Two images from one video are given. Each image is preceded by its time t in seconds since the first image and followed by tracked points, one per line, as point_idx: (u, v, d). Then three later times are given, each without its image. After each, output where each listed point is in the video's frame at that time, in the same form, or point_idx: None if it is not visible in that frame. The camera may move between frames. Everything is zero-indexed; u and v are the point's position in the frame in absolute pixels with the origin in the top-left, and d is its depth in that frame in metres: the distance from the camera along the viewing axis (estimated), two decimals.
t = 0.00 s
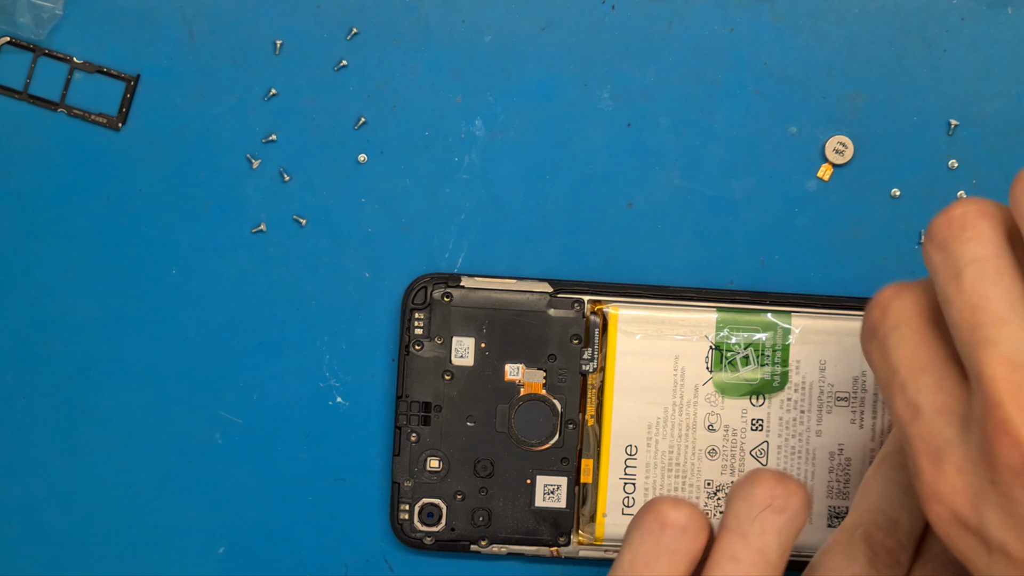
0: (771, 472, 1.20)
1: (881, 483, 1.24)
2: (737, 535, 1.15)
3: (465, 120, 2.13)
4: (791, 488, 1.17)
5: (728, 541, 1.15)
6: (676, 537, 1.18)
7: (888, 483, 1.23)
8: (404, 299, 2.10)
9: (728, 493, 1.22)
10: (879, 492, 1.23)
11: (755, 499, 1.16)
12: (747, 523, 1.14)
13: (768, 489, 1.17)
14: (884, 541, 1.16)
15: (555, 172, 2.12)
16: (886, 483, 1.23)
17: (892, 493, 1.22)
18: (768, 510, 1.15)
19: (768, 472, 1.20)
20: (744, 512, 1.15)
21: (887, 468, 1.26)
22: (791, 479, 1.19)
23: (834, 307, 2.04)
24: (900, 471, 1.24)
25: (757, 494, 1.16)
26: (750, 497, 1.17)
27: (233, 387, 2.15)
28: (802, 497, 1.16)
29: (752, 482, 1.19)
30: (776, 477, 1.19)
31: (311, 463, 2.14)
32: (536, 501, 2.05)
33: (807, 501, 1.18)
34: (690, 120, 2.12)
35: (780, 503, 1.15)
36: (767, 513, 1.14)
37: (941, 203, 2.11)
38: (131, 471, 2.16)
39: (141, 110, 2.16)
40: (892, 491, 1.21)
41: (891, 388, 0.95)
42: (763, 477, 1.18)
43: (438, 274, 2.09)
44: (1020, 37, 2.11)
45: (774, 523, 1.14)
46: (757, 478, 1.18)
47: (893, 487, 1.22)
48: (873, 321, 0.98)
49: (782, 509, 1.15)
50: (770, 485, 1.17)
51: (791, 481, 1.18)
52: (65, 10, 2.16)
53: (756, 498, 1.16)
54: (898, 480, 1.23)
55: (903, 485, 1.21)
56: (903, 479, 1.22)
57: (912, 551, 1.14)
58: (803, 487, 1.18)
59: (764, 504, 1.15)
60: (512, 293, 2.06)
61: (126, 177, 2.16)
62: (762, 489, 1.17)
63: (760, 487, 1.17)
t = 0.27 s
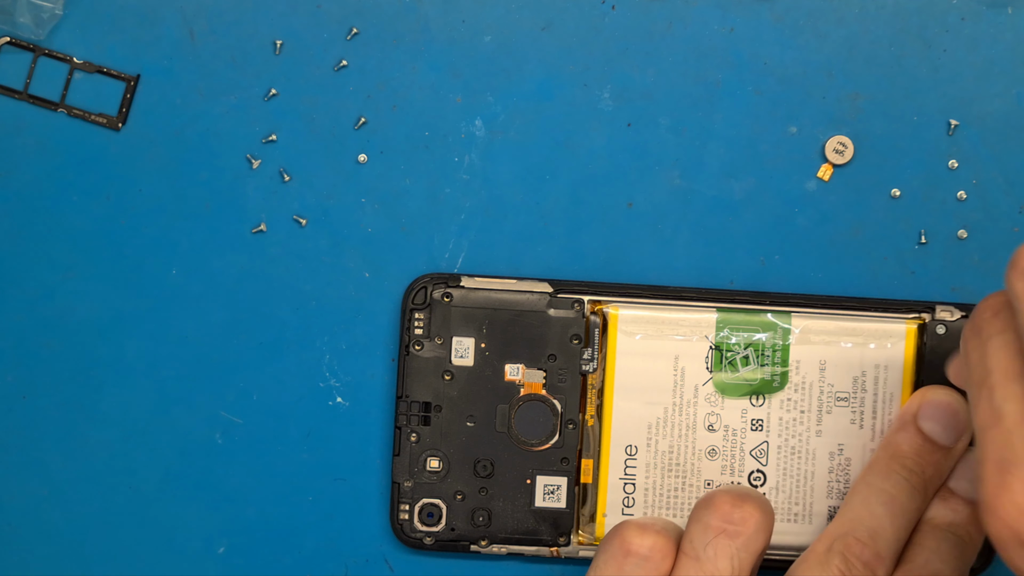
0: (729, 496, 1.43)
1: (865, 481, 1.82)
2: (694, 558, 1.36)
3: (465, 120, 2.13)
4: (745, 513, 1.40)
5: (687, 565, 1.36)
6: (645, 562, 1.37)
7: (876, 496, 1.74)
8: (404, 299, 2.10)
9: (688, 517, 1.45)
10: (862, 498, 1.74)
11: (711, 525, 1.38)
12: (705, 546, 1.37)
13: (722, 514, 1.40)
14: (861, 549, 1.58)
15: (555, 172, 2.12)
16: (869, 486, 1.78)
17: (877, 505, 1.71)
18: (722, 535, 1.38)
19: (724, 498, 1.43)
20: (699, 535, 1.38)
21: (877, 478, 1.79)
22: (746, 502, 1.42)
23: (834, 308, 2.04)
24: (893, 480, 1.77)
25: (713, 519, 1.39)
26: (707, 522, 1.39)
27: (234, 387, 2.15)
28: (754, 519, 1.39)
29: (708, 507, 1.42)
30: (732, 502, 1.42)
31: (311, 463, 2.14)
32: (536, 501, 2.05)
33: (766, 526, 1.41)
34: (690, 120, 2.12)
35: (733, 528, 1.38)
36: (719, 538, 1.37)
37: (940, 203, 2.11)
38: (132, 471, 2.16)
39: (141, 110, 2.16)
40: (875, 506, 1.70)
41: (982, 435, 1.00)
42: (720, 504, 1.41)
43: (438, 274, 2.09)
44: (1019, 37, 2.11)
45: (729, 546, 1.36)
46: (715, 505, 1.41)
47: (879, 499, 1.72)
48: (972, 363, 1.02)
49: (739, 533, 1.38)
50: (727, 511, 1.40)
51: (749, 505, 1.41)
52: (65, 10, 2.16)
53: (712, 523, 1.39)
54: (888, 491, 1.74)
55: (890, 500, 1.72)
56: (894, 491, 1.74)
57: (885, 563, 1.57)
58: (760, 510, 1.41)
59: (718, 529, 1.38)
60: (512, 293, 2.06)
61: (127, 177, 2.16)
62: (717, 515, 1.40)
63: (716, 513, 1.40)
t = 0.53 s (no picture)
0: (731, 498, 1.57)
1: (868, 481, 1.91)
2: (697, 561, 1.52)
3: (466, 120, 2.13)
4: (749, 514, 1.54)
5: (692, 567, 1.52)
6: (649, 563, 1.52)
7: (879, 496, 1.85)
8: (404, 299, 2.10)
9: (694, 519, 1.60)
10: (864, 497, 1.87)
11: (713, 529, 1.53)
12: (708, 548, 1.52)
13: (726, 517, 1.54)
14: (862, 552, 1.73)
15: (555, 172, 2.12)
16: (871, 487, 1.88)
17: (879, 505, 1.84)
18: (726, 537, 1.52)
19: (729, 499, 1.57)
20: (704, 538, 1.53)
21: (878, 478, 1.89)
22: (750, 503, 1.56)
23: (834, 307, 2.04)
24: (896, 482, 1.87)
25: (718, 524, 1.53)
26: (712, 524, 1.54)
27: (233, 388, 2.15)
28: (758, 522, 1.53)
29: (712, 510, 1.56)
30: (737, 503, 1.56)
31: (311, 463, 2.14)
32: (536, 501, 2.05)
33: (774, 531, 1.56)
34: (690, 120, 2.12)
35: (736, 530, 1.52)
36: (723, 540, 1.52)
37: (940, 203, 2.11)
38: (132, 471, 2.16)
39: (141, 110, 2.16)
40: (880, 507, 1.83)
41: (1000, 396, 1.70)
42: (724, 506, 1.56)
43: (438, 274, 2.09)
44: (1019, 37, 2.11)
45: (731, 550, 1.51)
46: (718, 507, 1.56)
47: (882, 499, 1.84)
48: (981, 327, 1.74)
49: (744, 537, 1.52)
50: (731, 514, 1.54)
51: (751, 510, 1.54)
52: (64, 10, 2.16)
53: (716, 526, 1.53)
54: (892, 492, 1.85)
55: (891, 501, 1.84)
56: (897, 492, 1.85)
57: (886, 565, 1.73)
58: (764, 514, 1.55)
59: (722, 532, 1.53)
60: (512, 293, 2.06)
61: (126, 177, 2.16)
62: (721, 519, 1.54)
63: (719, 517, 1.54)
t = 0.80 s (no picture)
0: (724, 496, 1.40)
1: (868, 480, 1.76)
2: (688, 559, 1.32)
3: (465, 120, 2.13)
4: (742, 513, 1.35)
5: (684, 566, 1.31)
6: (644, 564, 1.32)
7: (876, 497, 1.67)
8: (404, 299, 2.10)
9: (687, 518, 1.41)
10: (864, 496, 1.69)
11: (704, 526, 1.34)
12: (700, 545, 1.32)
13: (717, 514, 1.35)
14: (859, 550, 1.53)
15: (555, 172, 2.12)
16: (869, 487, 1.72)
17: (878, 506, 1.65)
18: (717, 536, 1.33)
19: (721, 498, 1.39)
20: (694, 535, 1.34)
21: (877, 478, 1.73)
22: (742, 502, 1.37)
23: (834, 307, 2.04)
24: (894, 482, 1.69)
25: (709, 520, 1.35)
26: (703, 522, 1.35)
27: (233, 387, 2.15)
28: (750, 520, 1.35)
29: (705, 509, 1.37)
30: (728, 502, 1.38)
31: (311, 463, 2.14)
32: (536, 501, 2.05)
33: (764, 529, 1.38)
34: (690, 120, 2.12)
35: (729, 529, 1.33)
36: (715, 539, 1.32)
37: (940, 203, 2.11)
38: (132, 472, 2.16)
39: (141, 110, 2.16)
40: (879, 510, 1.63)
41: (942, 408, 1.25)
42: (716, 505, 1.37)
43: (438, 274, 2.09)
44: (1019, 37, 2.11)
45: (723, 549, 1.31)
46: (711, 506, 1.37)
47: (882, 499, 1.66)
48: (925, 344, 1.32)
49: (734, 536, 1.33)
50: (723, 512, 1.35)
51: (744, 506, 1.37)
52: (65, 10, 2.16)
53: (707, 523, 1.34)
54: (889, 492, 1.67)
55: (890, 500, 1.65)
56: (895, 492, 1.66)
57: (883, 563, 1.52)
58: (754, 511, 1.37)
59: (713, 531, 1.33)
60: (512, 293, 2.06)
61: (127, 177, 2.17)
62: (712, 516, 1.35)
63: (711, 514, 1.35)
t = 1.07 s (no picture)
0: (702, 476, 1.15)
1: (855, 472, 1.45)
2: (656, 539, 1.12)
3: (465, 120, 2.13)
4: (717, 496, 1.11)
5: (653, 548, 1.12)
6: (611, 542, 1.13)
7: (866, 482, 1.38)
8: (404, 299, 2.10)
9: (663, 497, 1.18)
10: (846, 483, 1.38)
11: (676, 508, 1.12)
12: (669, 527, 1.12)
13: (694, 489, 1.13)
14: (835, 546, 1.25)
15: (555, 172, 2.12)
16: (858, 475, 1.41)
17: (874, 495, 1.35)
18: (689, 516, 1.11)
19: (699, 478, 1.15)
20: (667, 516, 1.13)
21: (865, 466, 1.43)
22: (721, 484, 1.13)
23: (834, 308, 2.04)
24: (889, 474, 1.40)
25: (680, 502, 1.12)
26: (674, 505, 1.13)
27: (233, 387, 2.15)
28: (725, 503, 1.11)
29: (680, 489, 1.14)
30: (709, 481, 1.14)
31: (311, 463, 2.14)
32: (536, 501, 2.05)
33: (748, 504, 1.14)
34: (689, 120, 2.12)
35: (699, 510, 1.11)
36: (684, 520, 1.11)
37: (940, 203, 2.11)
38: (131, 472, 2.16)
39: (141, 110, 2.16)
40: (862, 492, 1.35)
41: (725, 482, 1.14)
42: (691, 483, 1.14)
43: (438, 274, 2.09)
44: (1020, 37, 2.11)
45: (694, 534, 1.10)
46: (684, 485, 1.13)
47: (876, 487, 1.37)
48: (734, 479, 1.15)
49: (704, 521, 1.11)
50: (696, 492, 1.12)
51: (719, 485, 1.13)
52: (65, 10, 2.16)
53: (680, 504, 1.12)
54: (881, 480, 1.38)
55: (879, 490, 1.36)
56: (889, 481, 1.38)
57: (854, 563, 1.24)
58: (733, 493, 1.12)
59: (685, 510, 1.11)
60: (512, 293, 2.06)
61: (126, 177, 2.16)
62: (685, 497, 1.12)
63: (683, 494, 1.13)
